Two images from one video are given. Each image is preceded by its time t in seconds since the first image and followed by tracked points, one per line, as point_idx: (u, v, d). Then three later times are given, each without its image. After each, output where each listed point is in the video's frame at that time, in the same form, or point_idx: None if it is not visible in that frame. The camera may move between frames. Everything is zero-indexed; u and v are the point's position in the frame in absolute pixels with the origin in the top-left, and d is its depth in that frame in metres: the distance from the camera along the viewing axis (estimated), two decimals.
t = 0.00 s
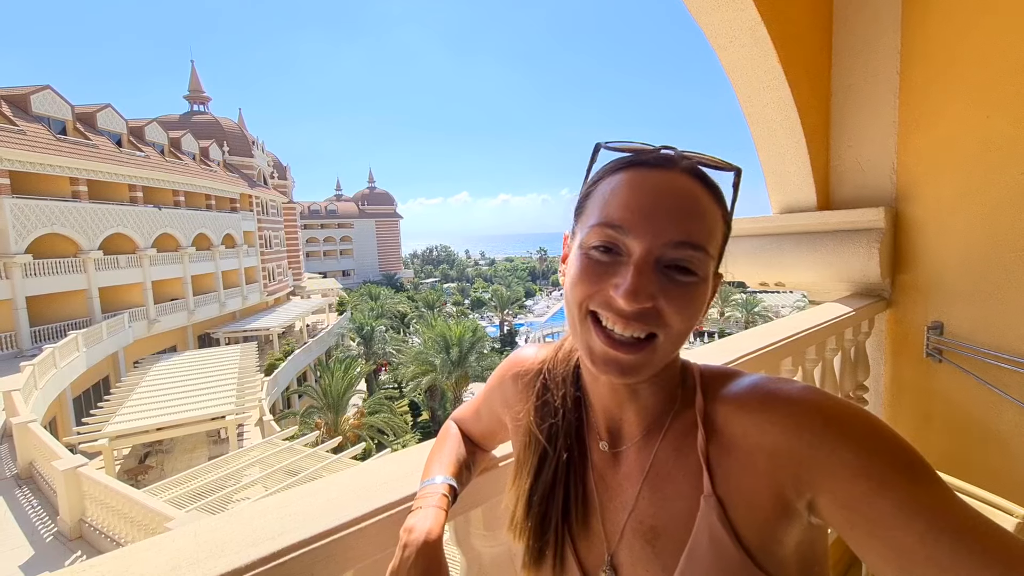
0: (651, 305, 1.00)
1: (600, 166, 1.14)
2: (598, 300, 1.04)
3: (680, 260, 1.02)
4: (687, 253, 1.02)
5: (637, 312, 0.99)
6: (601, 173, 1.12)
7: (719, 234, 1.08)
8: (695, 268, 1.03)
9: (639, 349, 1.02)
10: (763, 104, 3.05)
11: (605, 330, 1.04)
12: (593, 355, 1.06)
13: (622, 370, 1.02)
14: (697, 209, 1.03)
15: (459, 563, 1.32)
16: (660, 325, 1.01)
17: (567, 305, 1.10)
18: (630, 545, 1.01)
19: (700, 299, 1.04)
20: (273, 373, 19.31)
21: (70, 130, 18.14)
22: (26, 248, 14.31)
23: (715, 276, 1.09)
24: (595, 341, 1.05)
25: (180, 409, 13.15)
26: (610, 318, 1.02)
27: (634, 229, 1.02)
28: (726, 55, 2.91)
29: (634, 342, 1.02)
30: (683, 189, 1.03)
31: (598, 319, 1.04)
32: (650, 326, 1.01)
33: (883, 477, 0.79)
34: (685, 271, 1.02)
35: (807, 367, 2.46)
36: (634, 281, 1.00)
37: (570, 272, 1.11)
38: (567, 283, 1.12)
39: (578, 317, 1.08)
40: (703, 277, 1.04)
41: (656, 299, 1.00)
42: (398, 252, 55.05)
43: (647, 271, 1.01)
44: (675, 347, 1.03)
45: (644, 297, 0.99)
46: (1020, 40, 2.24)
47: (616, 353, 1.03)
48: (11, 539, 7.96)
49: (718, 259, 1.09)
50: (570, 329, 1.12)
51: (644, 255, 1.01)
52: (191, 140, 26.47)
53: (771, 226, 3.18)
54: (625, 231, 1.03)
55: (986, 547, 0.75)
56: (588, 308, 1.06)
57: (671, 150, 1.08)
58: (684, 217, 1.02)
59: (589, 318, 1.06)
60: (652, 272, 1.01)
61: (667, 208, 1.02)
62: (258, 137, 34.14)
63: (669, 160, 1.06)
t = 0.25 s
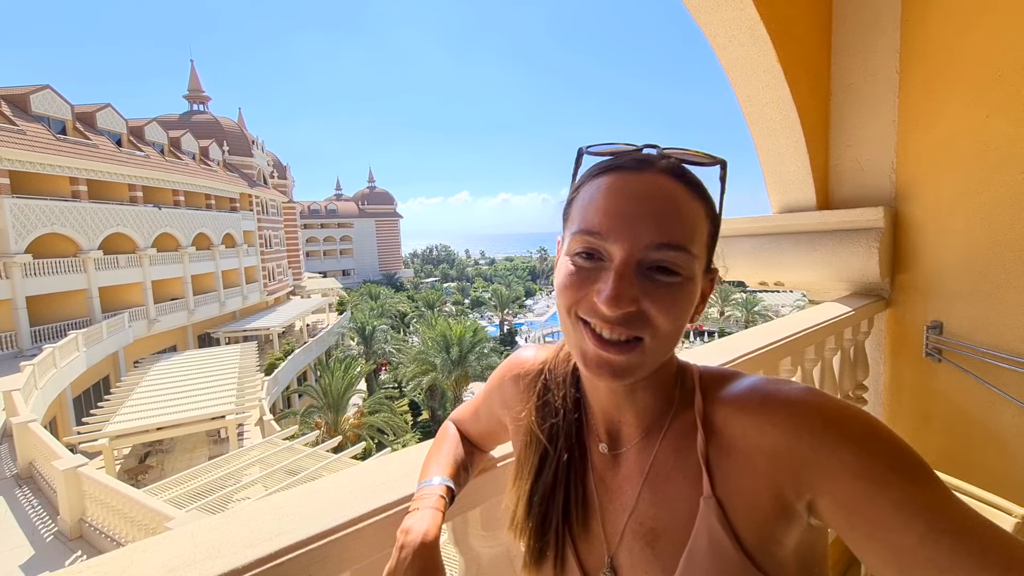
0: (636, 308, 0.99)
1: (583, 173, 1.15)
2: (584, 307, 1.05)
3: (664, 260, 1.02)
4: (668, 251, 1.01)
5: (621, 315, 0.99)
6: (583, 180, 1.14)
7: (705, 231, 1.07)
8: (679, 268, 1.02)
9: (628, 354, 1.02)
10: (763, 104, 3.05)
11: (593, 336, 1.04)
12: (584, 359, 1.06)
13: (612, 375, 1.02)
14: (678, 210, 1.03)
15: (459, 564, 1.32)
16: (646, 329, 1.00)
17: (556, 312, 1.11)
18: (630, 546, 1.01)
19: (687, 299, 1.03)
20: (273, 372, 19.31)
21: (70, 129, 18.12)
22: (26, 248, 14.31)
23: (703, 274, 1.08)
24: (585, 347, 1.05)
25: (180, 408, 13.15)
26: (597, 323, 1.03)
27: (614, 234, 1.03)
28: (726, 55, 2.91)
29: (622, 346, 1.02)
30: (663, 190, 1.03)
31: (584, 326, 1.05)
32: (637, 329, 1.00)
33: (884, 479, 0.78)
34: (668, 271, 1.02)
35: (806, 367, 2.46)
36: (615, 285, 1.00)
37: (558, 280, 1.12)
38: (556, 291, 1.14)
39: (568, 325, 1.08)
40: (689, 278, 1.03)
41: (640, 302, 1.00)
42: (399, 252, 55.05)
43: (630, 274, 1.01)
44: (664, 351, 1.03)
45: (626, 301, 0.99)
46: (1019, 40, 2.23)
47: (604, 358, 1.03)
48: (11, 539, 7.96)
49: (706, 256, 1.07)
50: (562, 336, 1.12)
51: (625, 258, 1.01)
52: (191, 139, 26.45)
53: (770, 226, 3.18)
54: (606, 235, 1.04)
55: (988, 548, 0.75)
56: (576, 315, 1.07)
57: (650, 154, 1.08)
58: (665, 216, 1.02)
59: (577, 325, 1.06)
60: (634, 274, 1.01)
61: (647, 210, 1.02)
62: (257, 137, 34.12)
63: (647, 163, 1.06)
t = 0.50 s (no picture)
0: (642, 300, 1.00)
1: (580, 171, 1.16)
2: (590, 302, 1.04)
3: (666, 251, 1.02)
4: (669, 242, 1.02)
5: (628, 308, 0.99)
6: (580, 178, 1.15)
7: (703, 222, 1.08)
8: (682, 259, 1.03)
9: (635, 347, 1.01)
10: (763, 103, 3.05)
11: (600, 331, 1.04)
12: (591, 355, 1.05)
13: (621, 369, 1.02)
14: (678, 200, 1.04)
15: (460, 563, 1.32)
16: (653, 321, 1.00)
17: (561, 309, 1.10)
18: (633, 545, 1.01)
19: (690, 290, 1.04)
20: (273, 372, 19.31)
21: (69, 129, 18.11)
22: (26, 247, 14.31)
23: (704, 265, 1.09)
24: (593, 342, 1.04)
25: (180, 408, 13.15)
26: (603, 318, 1.02)
27: (616, 227, 1.03)
28: (726, 54, 2.91)
29: (630, 338, 1.01)
30: (662, 182, 1.04)
31: (591, 321, 1.04)
32: (643, 322, 1.00)
33: (888, 475, 0.78)
34: (671, 261, 1.02)
35: (806, 366, 2.46)
36: (621, 278, 1.00)
37: (561, 276, 1.11)
38: (559, 287, 1.13)
39: (573, 321, 1.08)
40: (692, 268, 1.03)
41: (646, 293, 1.00)
42: (398, 251, 55.06)
43: (633, 267, 1.01)
44: (670, 343, 1.02)
45: (632, 292, 0.99)
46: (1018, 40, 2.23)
47: (613, 352, 1.02)
48: (11, 538, 7.95)
49: (706, 246, 1.08)
50: (566, 333, 1.12)
51: (629, 250, 1.02)
52: (190, 139, 26.44)
53: (770, 225, 3.18)
54: (608, 229, 1.04)
55: (993, 545, 0.74)
56: (581, 311, 1.06)
57: (646, 148, 1.09)
58: (666, 207, 1.02)
59: (583, 321, 1.06)
60: (638, 266, 1.01)
61: (647, 202, 1.03)
62: (257, 136, 34.10)
63: (644, 156, 1.07)
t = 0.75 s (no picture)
0: (648, 286, 1.00)
1: (572, 168, 1.16)
2: (596, 294, 1.04)
3: (666, 237, 1.03)
4: (668, 228, 1.03)
5: (634, 295, 0.99)
6: (573, 174, 1.15)
7: (698, 209, 1.10)
8: (682, 244, 1.04)
9: (644, 335, 1.01)
10: (764, 102, 3.05)
11: (608, 321, 1.03)
12: (599, 347, 1.05)
13: (631, 357, 1.01)
14: (672, 188, 1.05)
15: (461, 560, 1.33)
16: (659, 308, 1.01)
17: (564, 306, 1.10)
18: (636, 540, 1.01)
19: (691, 276, 1.05)
20: (273, 371, 19.31)
21: (70, 128, 18.11)
22: (26, 246, 14.30)
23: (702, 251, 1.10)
24: (602, 333, 1.04)
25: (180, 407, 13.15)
26: (610, 308, 1.02)
27: (617, 215, 1.04)
28: (727, 54, 2.92)
29: (639, 327, 1.01)
30: (657, 170, 1.06)
31: (599, 313, 1.03)
32: (651, 310, 1.00)
33: (891, 469, 0.78)
34: (672, 246, 1.04)
35: (807, 365, 2.46)
36: (626, 266, 1.01)
37: (562, 272, 1.11)
38: (562, 282, 1.12)
39: (579, 316, 1.07)
40: (691, 254, 1.05)
41: (652, 280, 1.01)
42: (398, 251, 55.03)
43: (637, 255, 1.02)
44: (675, 330, 1.03)
45: (638, 280, 1.00)
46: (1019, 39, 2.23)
47: (622, 342, 1.01)
48: (11, 537, 7.96)
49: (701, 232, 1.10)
50: (571, 329, 1.11)
51: (631, 238, 1.02)
52: (190, 138, 26.43)
53: (770, 225, 3.19)
54: (608, 220, 1.05)
55: (998, 541, 0.74)
56: (587, 303, 1.05)
57: (634, 140, 1.11)
58: (664, 196, 1.04)
59: (591, 314, 1.05)
60: (642, 253, 1.02)
61: (644, 190, 1.04)
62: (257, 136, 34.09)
63: (635, 148, 1.08)
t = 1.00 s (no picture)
0: (639, 282, 1.01)
1: (555, 175, 1.18)
2: (589, 294, 1.05)
3: (654, 233, 1.04)
4: (655, 223, 1.04)
5: (626, 292, 1.00)
6: (556, 180, 1.17)
7: (682, 204, 1.11)
8: (670, 237, 1.05)
9: (639, 331, 1.02)
10: (764, 103, 3.05)
11: (603, 321, 1.04)
12: (596, 348, 1.06)
13: (627, 354, 1.02)
14: (654, 185, 1.06)
15: (462, 560, 1.33)
16: (653, 303, 1.02)
17: (559, 309, 1.11)
18: (637, 539, 1.02)
19: (682, 270, 1.06)
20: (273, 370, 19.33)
21: (70, 126, 18.12)
22: (26, 244, 14.32)
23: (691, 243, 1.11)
24: (597, 334, 1.05)
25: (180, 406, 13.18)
26: (604, 307, 1.03)
27: (603, 215, 1.05)
28: (728, 54, 2.92)
29: (634, 324, 1.02)
30: (637, 168, 1.07)
31: (594, 313, 1.04)
32: (645, 305, 1.01)
33: (889, 468, 0.79)
34: (659, 241, 1.04)
35: (806, 365, 2.47)
36: (616, 263, 1.01)
37: (554, 277, 1.12)
38: (555, 286, 1.13)
39: (574, 318, 1.08)
40: (680, 247, 1.06)
41: (643, 275, 1.02)
42: (399, 250, 55.04)
43: (625, 252, 1.03)
44: (670, 324, 1.04)
45: (629, 276, 1.01)
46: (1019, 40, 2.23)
47: (619, 340, 1.02)
48: (12, 535, 7.98)
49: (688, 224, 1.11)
50: (568, 332, 1.12)
51: (618, 236, 1.03)
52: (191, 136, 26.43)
53: (770, 225, 3.20)
54: (594, 221, 1.06)
55: (994, 539, 0.75)
56: (581, 305, 1.07)
57: (613, 142, 1.13)
58: (647, 193, 1.05)
59: (586, 316, 1.06)
60: (630, 251, 1.03)
61: (627, 190, 1.05)
62: (258, 134, 34.09)
63: (616, 149, 1.10)
